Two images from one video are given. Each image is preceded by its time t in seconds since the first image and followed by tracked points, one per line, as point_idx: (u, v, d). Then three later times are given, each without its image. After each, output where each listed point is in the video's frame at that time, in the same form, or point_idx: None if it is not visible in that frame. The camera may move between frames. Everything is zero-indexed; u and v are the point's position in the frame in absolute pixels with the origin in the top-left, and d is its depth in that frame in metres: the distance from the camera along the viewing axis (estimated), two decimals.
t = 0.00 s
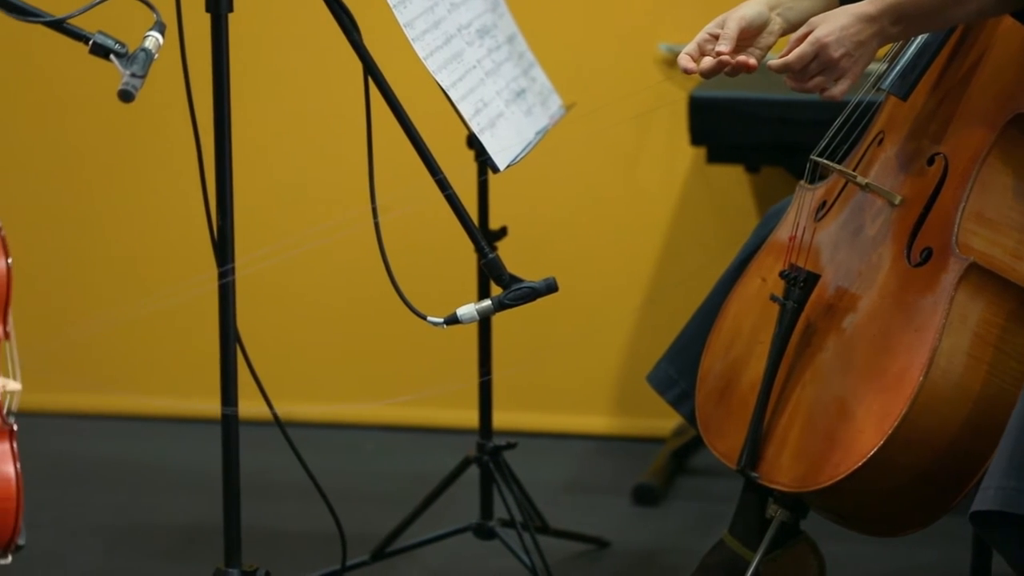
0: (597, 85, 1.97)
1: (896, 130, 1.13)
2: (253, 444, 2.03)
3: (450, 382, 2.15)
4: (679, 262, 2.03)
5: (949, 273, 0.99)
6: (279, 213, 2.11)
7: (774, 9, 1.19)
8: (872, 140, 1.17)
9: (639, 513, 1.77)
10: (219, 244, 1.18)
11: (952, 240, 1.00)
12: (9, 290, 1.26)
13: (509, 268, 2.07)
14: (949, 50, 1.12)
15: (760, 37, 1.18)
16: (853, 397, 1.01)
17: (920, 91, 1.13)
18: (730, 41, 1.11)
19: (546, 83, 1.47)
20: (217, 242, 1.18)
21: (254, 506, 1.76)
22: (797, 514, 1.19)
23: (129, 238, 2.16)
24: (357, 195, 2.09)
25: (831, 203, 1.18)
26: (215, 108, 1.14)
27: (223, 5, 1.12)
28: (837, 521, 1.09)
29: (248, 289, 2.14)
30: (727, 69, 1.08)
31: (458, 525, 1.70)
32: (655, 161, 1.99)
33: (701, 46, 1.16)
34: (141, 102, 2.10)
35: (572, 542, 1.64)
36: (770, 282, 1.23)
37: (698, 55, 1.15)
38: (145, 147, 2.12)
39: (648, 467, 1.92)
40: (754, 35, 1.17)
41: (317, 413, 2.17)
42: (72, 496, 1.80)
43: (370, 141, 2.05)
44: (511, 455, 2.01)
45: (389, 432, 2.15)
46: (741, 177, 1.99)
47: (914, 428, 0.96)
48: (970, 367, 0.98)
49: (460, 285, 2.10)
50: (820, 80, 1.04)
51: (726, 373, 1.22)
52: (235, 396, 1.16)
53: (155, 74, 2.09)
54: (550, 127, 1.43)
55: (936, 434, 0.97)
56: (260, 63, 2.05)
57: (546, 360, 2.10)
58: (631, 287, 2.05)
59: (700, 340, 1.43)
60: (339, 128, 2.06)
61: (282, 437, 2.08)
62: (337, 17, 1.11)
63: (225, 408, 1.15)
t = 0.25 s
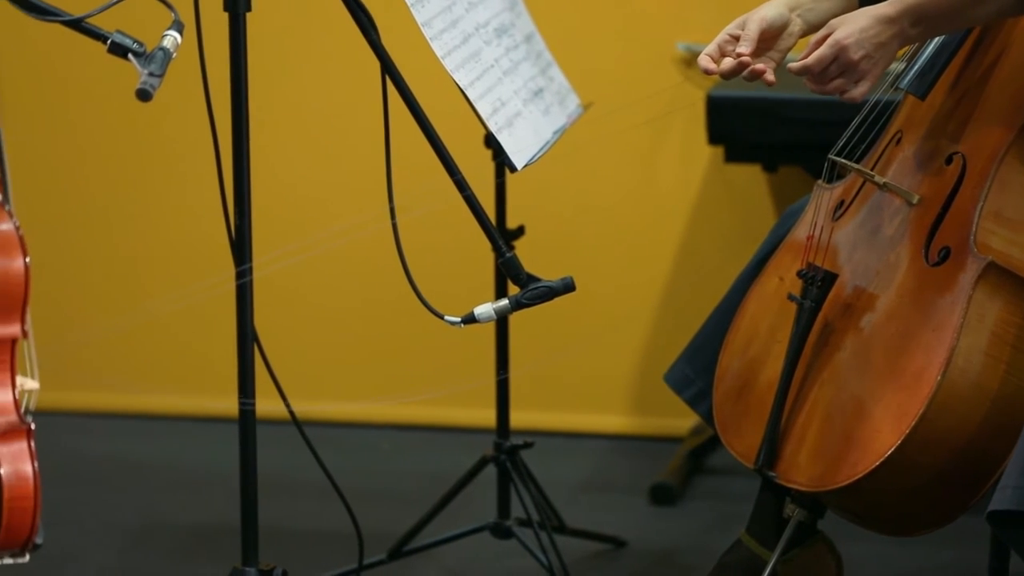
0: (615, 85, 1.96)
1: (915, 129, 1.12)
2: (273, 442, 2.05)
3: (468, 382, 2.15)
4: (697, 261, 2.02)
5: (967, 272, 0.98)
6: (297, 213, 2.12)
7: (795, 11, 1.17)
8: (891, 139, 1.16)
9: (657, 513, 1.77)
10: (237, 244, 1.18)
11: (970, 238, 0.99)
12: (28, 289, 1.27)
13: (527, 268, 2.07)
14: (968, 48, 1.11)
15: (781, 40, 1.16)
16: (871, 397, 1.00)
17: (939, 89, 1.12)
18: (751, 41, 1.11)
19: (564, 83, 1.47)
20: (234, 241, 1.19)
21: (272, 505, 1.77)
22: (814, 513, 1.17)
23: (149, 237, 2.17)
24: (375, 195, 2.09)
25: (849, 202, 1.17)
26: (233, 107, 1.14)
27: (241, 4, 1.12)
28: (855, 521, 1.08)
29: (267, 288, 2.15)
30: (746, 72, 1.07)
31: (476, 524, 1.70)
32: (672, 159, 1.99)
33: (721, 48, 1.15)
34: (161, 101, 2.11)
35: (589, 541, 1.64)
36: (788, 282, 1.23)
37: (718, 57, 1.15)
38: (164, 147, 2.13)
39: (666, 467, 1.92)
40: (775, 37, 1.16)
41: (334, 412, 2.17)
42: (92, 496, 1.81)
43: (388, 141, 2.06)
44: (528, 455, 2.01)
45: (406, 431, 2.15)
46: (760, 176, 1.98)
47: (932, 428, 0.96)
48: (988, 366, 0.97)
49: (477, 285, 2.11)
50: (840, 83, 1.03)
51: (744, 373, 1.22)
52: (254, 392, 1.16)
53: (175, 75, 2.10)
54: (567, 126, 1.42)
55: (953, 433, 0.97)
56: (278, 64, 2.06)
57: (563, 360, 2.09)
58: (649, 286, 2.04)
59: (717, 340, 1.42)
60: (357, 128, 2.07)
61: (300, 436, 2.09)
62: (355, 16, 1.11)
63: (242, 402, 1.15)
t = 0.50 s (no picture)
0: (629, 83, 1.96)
1: (929, 129, 1.12)
2: (286, 441, 2.05)
3: (481, 380, 2.16)
4: (710, 260, 2.02)
5: (981, 271, 0.98)
6: (311, 212, 2.12)
7: (814, 17, 1.18)
8: (905, 138, 1.16)
9: (670, 511, 1.77)
10: (250, 243, 1.19)
11: (985, 238, 0.99)
12: (42, 288, 1.30)
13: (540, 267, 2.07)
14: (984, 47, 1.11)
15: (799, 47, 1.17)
16: (885, 396, 1.00)
17: (954, 88, 1.12)
18: (769, 49, 1.12)
19: (578, 81, 1.47)
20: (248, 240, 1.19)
21: (286, 504, 1.78)
22: (828, 513, 1.17)
23: (164, 236, 2.18)
24: (388, 194, 2.10)
25: (864, 202, 1.17)
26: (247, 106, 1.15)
27: (255, 3, 1.12)
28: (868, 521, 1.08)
29: (281, 287, 2.16)
30: (763, 80, 1.07)
31: (490, 522, 1.71)
32: (686, 159, 1.98)
33: (739, 53, 1.14)
34: (176, 102, 2.12)
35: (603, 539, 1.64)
36: (802, 281, 1.22)
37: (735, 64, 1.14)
38: (179, 146, 2.14)
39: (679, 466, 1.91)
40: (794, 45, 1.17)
41: (348, 411, 2.18)
42: (107, 495, 1.82)
43: (401, 141, 2.06)
44: (541, 453, 2.01)
45: (419, 430, 2.15)
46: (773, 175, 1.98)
47: (946, 427, 0.95)
48: (1003, 366, 0.96)
49: (490, 283, 2.11)
50: (857, 87, 1.05)
51: (758, 373, 1.22)
52: (267, 392, 1.16)
53: (189, 75, 2.10)
54: (581, 125, 1.42)
55: (967, 433, 0.96)
56: (293, 63, 2.06)
57: (576, 359, 2.09)
58: (662, 285, 2.04)
59: (730, 339, 1.42)
60: (370, 127, 2.07)
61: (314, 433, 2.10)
62: (369, 15, 1.11)
63: (257, 401, 1.16)
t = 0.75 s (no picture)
0: (639, 77, 1.95)
1: (941, 124, 1.11)
2: (297, 434, 2.06)
3: (491, 374, 2.16)
4: (722, 254, 2.02)
5: (993, 265, 0.97)
6: (322, 206, 2.13)
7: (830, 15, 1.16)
8: (917, 133, 1.15)
9: (681, 505, 1.77)
10: (261, 237, 1.19)
11: (996, 232, 0.98)
12: (53, 281, 1.28)
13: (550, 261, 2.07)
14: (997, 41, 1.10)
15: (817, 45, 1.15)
16: (896, 390, 1.00)
17: (966, 83, 1.11)
18: (786, 47, 1.10)
19: (589, 76, 1.46)
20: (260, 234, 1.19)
21: (297, 497, 1.79)
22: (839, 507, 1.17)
23: (175, 230, 2.19)
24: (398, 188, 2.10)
25: (875, 196, 1.17)
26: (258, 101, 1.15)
27: None
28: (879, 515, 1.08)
29: (292, 281, 2.16)
30: (780, 78, 1.07)
31: (500, 516, 1.71)
32: (697, 153, 1.98)
33: (755, 51, 1.13)
34: (187, 96, 2.12)
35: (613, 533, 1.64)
36: (813, 276, 1.22)
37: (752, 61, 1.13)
38: (190, 141, 2.14)
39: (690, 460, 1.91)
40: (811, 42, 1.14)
41: (359, 404, 2.19)
42: (120, 488, 1.84)
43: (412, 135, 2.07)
44: (552, 446, 2.01)
45: (430, 423, 2.16)
46: (784, 169, 1.97)
47: (957, 421, 0.95)
48: (1014, 360, 0.96)
49: (501, 278, 2.11)
50: (871, 85, 1.04)
51: (768, 367, 1.21)
52: (278, 387, 1.16)
53: (200, 70, 2.11)
54: (592, 119, 1.42)
55: (978, 428, 0.96)
56: (304, 58, 2.07)
57: (587, 353, 2.09)
58: (673, 279, 2.04)
59: (741, 334, 1.41)
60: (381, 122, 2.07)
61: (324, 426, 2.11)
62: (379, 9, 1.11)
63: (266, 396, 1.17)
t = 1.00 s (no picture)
0: (651, 60, 1.94)
1: (954, 107, 1.10)
2: (308, 417, 2.07)
3: (502, 358, 2.16)
4: (733, 237, 2.01)
5: (1005, 248, 0.96)
6: (333, 190, 2.13)
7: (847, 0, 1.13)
8: (930, 116, 1.14)
9: (693, 488, 1.77)
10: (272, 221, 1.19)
11: (1009, 215, 0.97)
12: (64, 264, 1.26)
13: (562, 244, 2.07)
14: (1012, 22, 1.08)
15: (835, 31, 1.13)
16: (907, 373, 1.00)
17: (980, 65, 1.10)
18: (803, 32, 1.09)
19: (600, 58, 1.45)
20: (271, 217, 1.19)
21: (308, 480, 1.80)
22: (850, 490, 1.17)
23: (187, 214, 2.19)
24: (409, 171, 2.10)
25: (888, 179, 1.16)
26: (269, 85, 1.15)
27: None
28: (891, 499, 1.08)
29: (304, 265, 2.17)
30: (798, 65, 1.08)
31: (510, 500, 1.71)
32: (710, 137, 1.97)
33: (772, 37, 1.13)
34: (198, 79, 2.12)
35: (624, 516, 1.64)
36: (825, 260, 1.22)
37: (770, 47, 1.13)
38: (202, 124, 2.14)
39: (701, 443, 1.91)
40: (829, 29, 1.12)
41: (370, 387, 2.19)
42: (132, 470, 1.85)
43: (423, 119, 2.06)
44: (563, 429, 2.02)
45: (441, 406, 2.16)
46: (796, 152, 1.96)
47: (968, 404, 0.95)
48: None
49: (512, 261, 2.11)
50: (886, 71, 1.03)
51: (780, 352, 1.21)
52: (289, 365, 1.18)
53: (211, 53, 2.11)
54: (603, 102, 1.41)
55: (989, 411, 0.96)
56: (315, 41, 2.06)
57: (598, 336, 2.09)
58: (684, 262, 2.03)
59: (752, 318, 1.41)
60: (392, 105, 2.07)
61: (335, 409, 2.12)
62: None
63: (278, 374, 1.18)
